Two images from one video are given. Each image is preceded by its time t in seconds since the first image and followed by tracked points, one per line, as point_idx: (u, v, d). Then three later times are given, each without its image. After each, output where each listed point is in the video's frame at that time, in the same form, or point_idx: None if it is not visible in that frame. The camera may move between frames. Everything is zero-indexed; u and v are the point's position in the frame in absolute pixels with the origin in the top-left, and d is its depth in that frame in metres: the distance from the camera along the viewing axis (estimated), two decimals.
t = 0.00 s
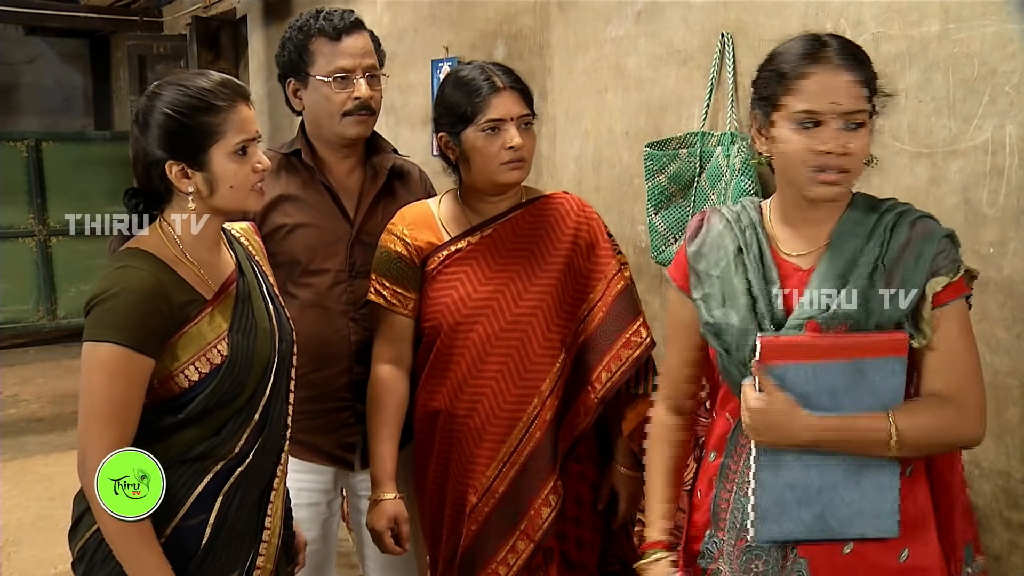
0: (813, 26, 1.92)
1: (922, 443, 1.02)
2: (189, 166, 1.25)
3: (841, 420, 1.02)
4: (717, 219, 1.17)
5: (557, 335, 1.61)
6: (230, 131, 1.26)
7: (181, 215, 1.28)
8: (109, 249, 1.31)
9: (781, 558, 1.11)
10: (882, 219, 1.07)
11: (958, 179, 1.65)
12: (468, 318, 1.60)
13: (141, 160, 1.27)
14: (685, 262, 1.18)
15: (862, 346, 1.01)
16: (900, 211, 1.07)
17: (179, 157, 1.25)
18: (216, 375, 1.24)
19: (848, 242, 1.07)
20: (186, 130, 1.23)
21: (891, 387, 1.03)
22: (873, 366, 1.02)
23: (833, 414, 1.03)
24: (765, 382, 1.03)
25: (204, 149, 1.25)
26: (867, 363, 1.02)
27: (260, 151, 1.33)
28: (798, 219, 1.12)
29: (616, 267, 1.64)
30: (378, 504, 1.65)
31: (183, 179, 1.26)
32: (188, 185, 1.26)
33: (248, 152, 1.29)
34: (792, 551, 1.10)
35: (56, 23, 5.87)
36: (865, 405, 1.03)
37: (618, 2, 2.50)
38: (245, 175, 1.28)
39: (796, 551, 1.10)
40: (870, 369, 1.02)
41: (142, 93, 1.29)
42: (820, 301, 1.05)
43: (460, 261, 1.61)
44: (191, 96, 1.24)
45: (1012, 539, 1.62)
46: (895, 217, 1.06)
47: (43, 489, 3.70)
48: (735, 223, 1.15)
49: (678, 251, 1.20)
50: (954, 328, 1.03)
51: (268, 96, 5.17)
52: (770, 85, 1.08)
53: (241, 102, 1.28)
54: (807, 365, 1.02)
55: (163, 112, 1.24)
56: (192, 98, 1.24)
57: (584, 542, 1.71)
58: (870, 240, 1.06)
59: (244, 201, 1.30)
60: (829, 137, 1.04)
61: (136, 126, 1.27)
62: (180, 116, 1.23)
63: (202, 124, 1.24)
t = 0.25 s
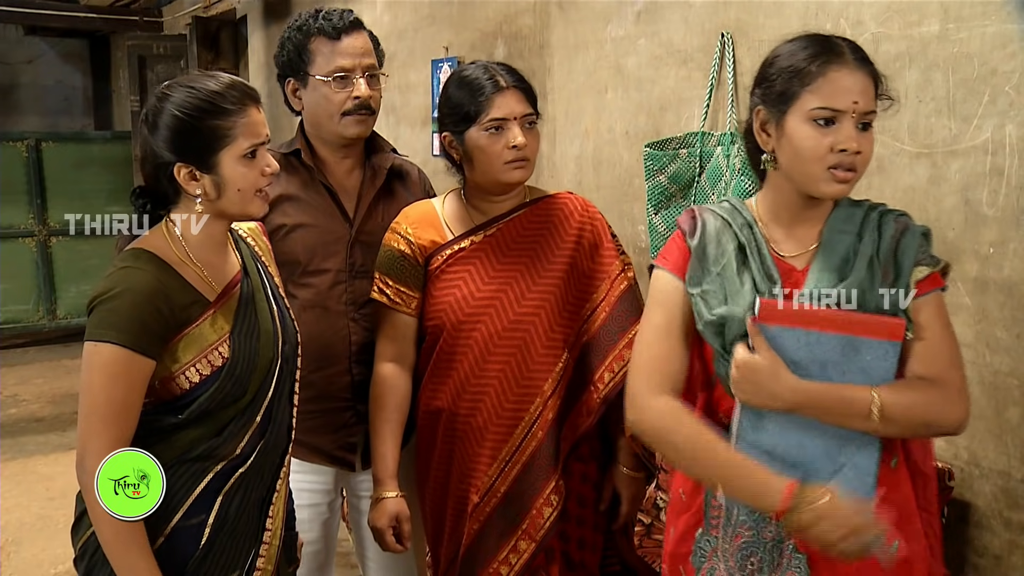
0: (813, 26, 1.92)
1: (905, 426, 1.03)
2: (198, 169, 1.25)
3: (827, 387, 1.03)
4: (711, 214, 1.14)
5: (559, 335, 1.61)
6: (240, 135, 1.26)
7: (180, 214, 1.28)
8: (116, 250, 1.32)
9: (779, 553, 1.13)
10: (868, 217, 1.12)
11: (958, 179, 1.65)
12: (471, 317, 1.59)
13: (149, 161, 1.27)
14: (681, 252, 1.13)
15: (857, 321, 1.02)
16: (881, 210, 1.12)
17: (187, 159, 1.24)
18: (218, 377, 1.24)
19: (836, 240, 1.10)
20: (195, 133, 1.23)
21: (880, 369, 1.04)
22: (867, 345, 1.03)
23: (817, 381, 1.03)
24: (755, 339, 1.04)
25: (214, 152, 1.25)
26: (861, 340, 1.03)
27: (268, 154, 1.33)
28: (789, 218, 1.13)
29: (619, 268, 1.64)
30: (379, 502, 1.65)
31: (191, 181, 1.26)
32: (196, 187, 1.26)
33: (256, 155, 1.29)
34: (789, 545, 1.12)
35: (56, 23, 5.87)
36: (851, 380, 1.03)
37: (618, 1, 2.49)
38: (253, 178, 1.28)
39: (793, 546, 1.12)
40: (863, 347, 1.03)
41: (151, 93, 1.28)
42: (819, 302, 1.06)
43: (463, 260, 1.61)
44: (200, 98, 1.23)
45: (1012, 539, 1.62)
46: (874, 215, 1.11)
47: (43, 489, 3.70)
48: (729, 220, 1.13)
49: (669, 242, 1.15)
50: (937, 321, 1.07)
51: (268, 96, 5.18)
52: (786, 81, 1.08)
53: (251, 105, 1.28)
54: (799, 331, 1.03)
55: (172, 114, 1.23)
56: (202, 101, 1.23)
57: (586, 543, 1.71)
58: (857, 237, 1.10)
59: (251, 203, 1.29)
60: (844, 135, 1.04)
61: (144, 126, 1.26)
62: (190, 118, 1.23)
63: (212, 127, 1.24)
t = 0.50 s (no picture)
0: (813, 26, 1.92)
1: (880, 418, 1.10)
2: (201, 169, 1.25)
3: (806, 382, 1.08)
4: (694, 211, 1.18)
5: (563, 335, 1.61)
6: (244, 136, 1.26)
7: (180, 215, 1.28)
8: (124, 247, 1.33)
9: (763, 553, 1.15)
10: (845, 217, 1.17)
11: (958, 179, 1.65)
12: (475, 316, 1.59)
13: (153, 161, 1.27)
14: (668, 246, 1.16)
15: (836, 319, 1.08)
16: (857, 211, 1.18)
17: (191, 159, 1.24)
18: (218, 378, 1.24)
19: (817, 238, 1.14)
20: (198, 134, 1.23)
21: (854, 364, 1.10)
22: (844, 342, 1.09)
23: (795, 375, 1.09)
24: (736, 336, 1.08)
25: (217, 153, 1.25)
26: (839, 337, 1.08)
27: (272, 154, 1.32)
28: (768, 213, 1.17)
29: (625, 269, 1.64)
30: (382, 500, 1.66)
31: (195, 182, 1.26)
32: (199, 188, 1.26)
33: (260, 156, 1.29)
34: (776, 546, 1.14)
35: (56, 23, 5.88)
36: (826, 374, 1.09)
37: (617, 1, 2.49)
38: (258, 178, 1.28)
39: (780, 546, 1.14)
40: (840, 343, 1.09)
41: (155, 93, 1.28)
42: (819, 301, 1.10)
43: (469, 259, 1.60)
44: (203, 99, 1.24)
45: (1012, 539, 1.62)
46: (853, 215, 1.16)
47: (43, 489, 3.70)
48: (713, 218, 1.17)
49: (654, 236, 1.18)
50: (911, 320, 1.15)
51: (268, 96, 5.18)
52: (765, 77, 1.12)
53: (255, 106, 1.28)
54: (779, 328, 1.08)
55: (175, 114, 1.23)
56: (206, 102, 1.23)
57: (589, 544, 1.69)
58: (837, 237, 1.14)
59: (256, 203, 1.29)
60: (822, 131, 1.09)
61: (148, 125, 1.26)
62: (193, 119, 1.23)
63: (215, 127, 1.24)
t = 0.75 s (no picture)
0: (813, 26, 1.92)
1: (858, 420, 1.11)
2: (208, 172, 1.25)
3: (788, 386, 1.09)
4: (680, 210, 1.19)
5: (568, 335, 1.61)
6: (249, 139, 1.26)
7: (180, 216, 1.28)
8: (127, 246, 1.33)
9: (741, 548, 1.16)
10: (833, 218, 1.16)
11: (959, 179, 1.65)
12: (480, 316, 1.59)
13: (159, 163, 1.28)
14: (652, 245, 1.16)
15: (823, 324, 1.07)
16: (845, 210, 1.17)
17: (197, 162, 1.24)
18: (220, 376, 1.24)
19: (806, 241, 1.14)
20: (203, 136, 1.23)
21: (837, 367, 1.10)
22: (827, 346, 1.09)
23: (778, 378, 1.09)
24: (722, 340, 1.08)
25: (224, 155, 1.25)
26: (823, 342, 1.08)
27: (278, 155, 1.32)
28: (754, 213, 1.17)
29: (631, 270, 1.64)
30: (386, 498, 1.66)
31: (201, 185, 1.26)
32: (206, 191, 1.26)
33: (266, 157, 1.29)
34: (755, 541, 1.16)
35: (56, 23, 5.88)
36: (808, 377, 1.10)
37: (617, 2, 2.50)
38: (264, 180, 1.28)
39: (758, 541, 1.16)
40: (823, 347, 1.09)
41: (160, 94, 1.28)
42: (819, 301, 1.11)
43: (475, 259, 1.61)
44: (208, 101, 1.23)
45: (1012, 539, 1.62)
46: (842, 216, 1.16)
47: (43, 489, 3.70)
48: (698, 217, 1.17)
49: (639, 234, 1.19)
50: (897, 323, 1.16)
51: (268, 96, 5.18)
52: (749, 78, 1.13)
53: (260, 108, 1.28)
54: (764, 332, 1.08)
55: (180, 116, 1.23)
56: (211, 105, 1.23)
57: (592, 545, 1.67)
58: (826, 241, 1.14)
59: (262, 204, 1.29)
60: (806, 131, 1.09)
61: (153, 127, 1.26)
62: (197, 122, 1.23)
63: (221, 130, 1.24)
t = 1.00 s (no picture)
0: (813, 26, 1.92)
1: (849, 419, 1.11)
2: (218, 176, 1.25)
3: (781, 385, 1.09)
4: (674, 210, 1.19)
5: (573, 335, 1.60)
6: (259, 142, 1.26)
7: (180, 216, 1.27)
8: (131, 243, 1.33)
9: (732, 546, 1.18)
10: (828, 218, 1.16)
11: (959, 178, 1.65)
12: (486, 315, 1.59)
13: (167, 166, 1.27)
14: (646, 246, 1.17)
15: (814, 326, 1.08)
16: (840, 211, 1.17)
17: (208, 167, 1.25)
18: (223, 377, 1.24)
19: (801, 242, 1.14)
20: (212, 141, 1.23)
21: (828, 367, 1.11)
22: (819, 346, 1.09)
23: (768, 377, 1.10)
24: (713, 339, 1.09)
25: (234, 160, 1.25)
26: (814, 342, 1.09)
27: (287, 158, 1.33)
28: (749, 213, 1.18)
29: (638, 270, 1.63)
30: (390, 495, 1.68)
31: (212, 189, 1.26)
32: (216, 195, 1.26)
33: (276, 160, 1.29)
34: (745, 539, 1.17)
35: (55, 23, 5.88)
36: (799, 377, 1.11)
37: (617, 2, 2.50)
38: (274, 183, 1.29)
39: (748, 540, 1.17)
40: (814, 348, 1.09)
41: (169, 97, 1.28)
42: (820, 301, 1.11)
43: (481, 258, 1.61)
44: (217, 106, 1.23)
45: (1012, 539, 1.62)
46: (837, 216, 1.16)
47: (43, 489, 3.70)
48: (693, 217, 1.17)
49: (634, 234, 1.19)
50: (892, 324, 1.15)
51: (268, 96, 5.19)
52: (737, 81, 1.14)
53: (269, 111, 1.28)
54: (754, 332, 1.08)
55: (190, 121, 1.23)
56: (220, 109, 1.23)
57: (596, 545, 1.66)
58: (821, 241, 1.14)
59: (271, 207, 1.30)
60: (794, 133, 1.09)
61: (162, 130, 1.26)
62: (207, 126, 1.23)
63: (231, 135, 1.24)
